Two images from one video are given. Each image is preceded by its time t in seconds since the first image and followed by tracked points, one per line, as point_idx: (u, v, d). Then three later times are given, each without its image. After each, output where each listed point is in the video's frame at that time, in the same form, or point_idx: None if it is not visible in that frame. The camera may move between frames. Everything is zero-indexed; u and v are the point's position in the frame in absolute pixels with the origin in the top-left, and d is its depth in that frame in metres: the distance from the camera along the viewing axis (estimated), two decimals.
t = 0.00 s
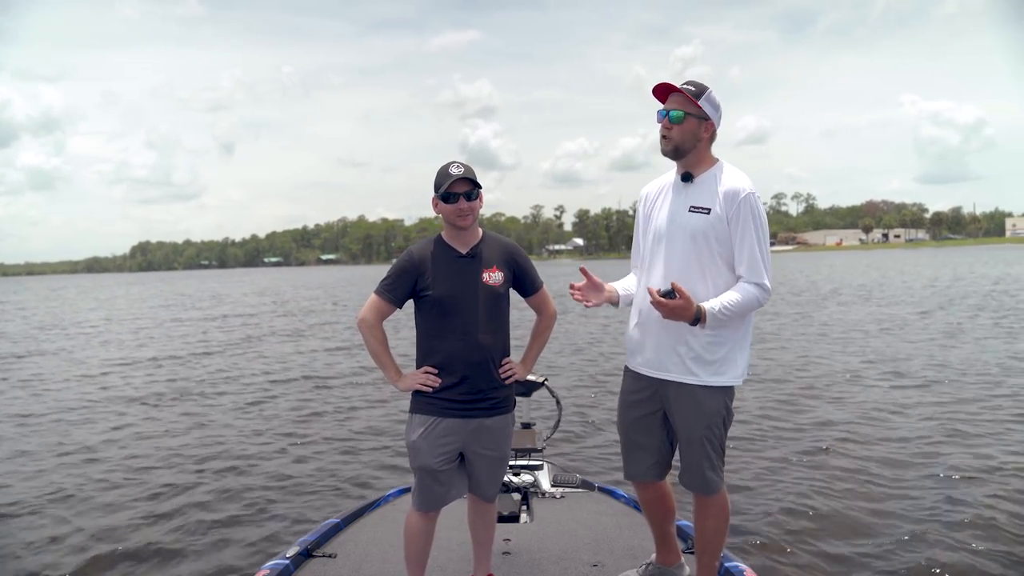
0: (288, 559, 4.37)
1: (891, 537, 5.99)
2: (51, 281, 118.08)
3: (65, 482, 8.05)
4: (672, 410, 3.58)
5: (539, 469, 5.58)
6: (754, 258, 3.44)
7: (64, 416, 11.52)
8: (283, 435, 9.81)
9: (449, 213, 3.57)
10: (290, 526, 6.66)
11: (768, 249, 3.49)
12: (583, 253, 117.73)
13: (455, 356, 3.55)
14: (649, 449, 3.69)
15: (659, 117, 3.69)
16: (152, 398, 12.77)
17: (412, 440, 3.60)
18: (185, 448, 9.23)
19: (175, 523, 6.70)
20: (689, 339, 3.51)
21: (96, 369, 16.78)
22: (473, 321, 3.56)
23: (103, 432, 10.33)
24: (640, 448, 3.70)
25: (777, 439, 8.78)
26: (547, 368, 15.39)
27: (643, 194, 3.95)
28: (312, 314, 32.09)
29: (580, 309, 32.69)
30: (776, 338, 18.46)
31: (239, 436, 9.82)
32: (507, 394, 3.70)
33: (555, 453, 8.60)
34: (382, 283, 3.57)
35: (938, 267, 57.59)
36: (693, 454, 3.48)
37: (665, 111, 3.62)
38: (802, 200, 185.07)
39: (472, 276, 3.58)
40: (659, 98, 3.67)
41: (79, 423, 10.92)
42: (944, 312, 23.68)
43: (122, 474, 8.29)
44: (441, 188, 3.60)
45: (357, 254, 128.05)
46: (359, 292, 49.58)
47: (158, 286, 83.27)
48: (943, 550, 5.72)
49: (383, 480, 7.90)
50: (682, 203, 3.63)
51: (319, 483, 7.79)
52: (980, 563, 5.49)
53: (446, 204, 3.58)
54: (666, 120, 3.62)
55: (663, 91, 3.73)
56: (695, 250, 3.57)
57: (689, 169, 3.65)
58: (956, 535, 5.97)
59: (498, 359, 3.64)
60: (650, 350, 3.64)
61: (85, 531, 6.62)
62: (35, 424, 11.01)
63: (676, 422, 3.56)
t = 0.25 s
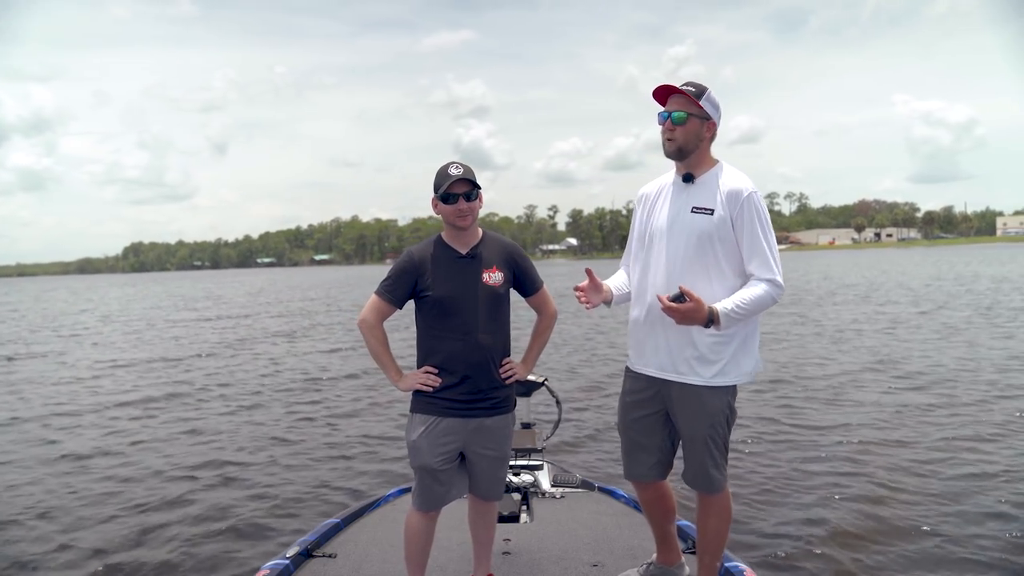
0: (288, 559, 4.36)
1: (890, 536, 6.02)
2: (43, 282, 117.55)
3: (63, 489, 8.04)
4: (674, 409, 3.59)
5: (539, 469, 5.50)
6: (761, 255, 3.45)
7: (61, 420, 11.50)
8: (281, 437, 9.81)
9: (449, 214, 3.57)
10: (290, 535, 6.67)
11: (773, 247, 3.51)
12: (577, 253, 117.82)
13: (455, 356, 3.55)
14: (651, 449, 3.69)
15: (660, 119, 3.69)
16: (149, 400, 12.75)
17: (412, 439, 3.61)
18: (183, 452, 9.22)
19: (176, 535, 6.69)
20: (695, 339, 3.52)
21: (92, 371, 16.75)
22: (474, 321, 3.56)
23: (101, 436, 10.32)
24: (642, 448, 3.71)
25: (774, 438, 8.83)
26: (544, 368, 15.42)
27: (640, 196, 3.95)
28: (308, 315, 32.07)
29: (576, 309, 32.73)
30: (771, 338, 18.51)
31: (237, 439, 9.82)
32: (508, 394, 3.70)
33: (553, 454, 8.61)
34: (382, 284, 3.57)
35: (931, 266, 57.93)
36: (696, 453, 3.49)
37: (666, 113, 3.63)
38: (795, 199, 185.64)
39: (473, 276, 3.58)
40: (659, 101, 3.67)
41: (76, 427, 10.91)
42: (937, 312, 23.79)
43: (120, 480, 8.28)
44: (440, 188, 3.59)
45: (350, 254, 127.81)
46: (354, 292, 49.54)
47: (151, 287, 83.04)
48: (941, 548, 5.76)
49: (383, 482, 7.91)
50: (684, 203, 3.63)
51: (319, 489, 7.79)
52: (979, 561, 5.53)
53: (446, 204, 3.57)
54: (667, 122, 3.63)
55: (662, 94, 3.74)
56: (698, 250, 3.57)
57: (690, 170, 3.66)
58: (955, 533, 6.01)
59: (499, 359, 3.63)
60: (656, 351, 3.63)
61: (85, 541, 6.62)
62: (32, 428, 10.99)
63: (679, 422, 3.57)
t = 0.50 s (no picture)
0: (288, 559, 4.36)
1: (889, 536, 6.05)
2: (34, 282, 116.92)
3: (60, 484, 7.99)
4: (672, 407, 3.60)
5: (539, 469, 5.46)
6: (756, 255, 3.47)
7: (57, 418, 11.45)
8: (278, 437, 9.79)
9: (450, 213, 3.57)
10: (291, 529, 6.65)
11: (768, 247, 3.52)
12: (570, 253, 118.02)
13: (456, 356, 3.55)
14: (650, 448, 3.69)
15: (659, 120, 3.68)
16: (145, 399, 12.70)
17: (412, 439, 3.60)
18: (180, 450, 9.19)
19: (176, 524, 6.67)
20: (691, 338, 3.53)
21: (87, 370, 16.68)
22: (475, 321, 3.55)
23: (97, 434, 10.28)
24: (640, 447, 3.71)
25: (772, 438, 8.86)
26: (541, 368, 15.43)
27: (636, 196, 3.96)
28: (302, 315, 32.00)
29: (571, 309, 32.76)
30: (765, 338, 18.58)
31: (235, 438, 9.79)
32: (508, 394, 3.70)
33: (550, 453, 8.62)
34: (383, 283, 3.57)
35: (922, 266, 58.23)
36: (694, 451, 3.50)
37: (665, 114, 3.64)
38: (787, 200, 186.39)
39: (473, 276, 3.57)
40: (658, 102, 3.68)
41: (72, 425, 10.85)
42: (930, 313, 23.94)
43: (118, 475, 8.25)
44: (441, 187, 3.59)
45: (344, 254, 127.57)
46: (348, 292, 49.46)
47: (144, 286, 82.71)
48: (941, 551, 5.79)
49: (382, 481, 7.90)
50: (680, 203, 3.64)
51: (318, 485, 7.77)
52: (978, 563, 5.56)
53: (447, 204, 3.58)
54: (666, 123, 3.63)
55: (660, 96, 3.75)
56: (695, 250, 3.58)
57: (688, 170, 3.67)
58: (953, 535, 6.04)
59: (499, 359, 3.63)
60: (653, 351, 3.65)
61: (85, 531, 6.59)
62: (27, 426, 10.93)
63: (677, 421, 3.58)
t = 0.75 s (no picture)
0: (288, 559, 4.36)
1: (885, 537, 6.08)
2: (23, 279, 116.09)
3: (55, 488, 7.97)
4: (669, 405, 3.61)
5: (539, 469, 5.47)
6: (746, 253, 3.49)
7: (51, 419, 11.40)
8: (275, 437, 9.77)
9: (452, 212, 3.57)
10: (288, 533, 6.64)
11: (760, 246, 3.54)
12: (564, 253, 118.08)
13: (457, 356, 3.55)
14: (648, 446, 3.70)
15: (653, 121, 3.67)
16: (140, 399, 12.66)
17: (413, 439, 3.60)
18: (176, 451, 9.17)
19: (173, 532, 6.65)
20: (682, 334, 3.55)
21: (81, 370, 16.62)
22: (476, 321, 3.55)
23: (92, 435, 10.25)
24: (638, 445, 3.72)
25: (768, 440, 8.89)
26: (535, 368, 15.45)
27: (629, 194, 3.98)
28: (296, 313, 31.94)
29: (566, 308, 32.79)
30: (759, 339, 18.65)
31: (231, 439, 9.76)
32: (509, 394, 3.70)
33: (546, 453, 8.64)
34: (385, 283, 3.57)
35: (914, 267, 58.49)
36: (691, 448, 3.51)
37: (658, 115, 3.63)
38: (780, 201, 186.94)
39: (475, 275, 3.57)
40: (651, 102, 3.67)
41: (67, 427, 10.82)
42: (921, 314, 24.08)
43: (115, 478, 8.23)
44: (444, 185, 3.60)
45: (337, 252, 127.23)
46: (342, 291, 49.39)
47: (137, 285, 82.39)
48: (938, 550, 5.81)
49: (380, 483, 7.89)
50: (673, 201, 3.65)
51: (315, 488, 7.76)
52: (974, 563, 5.59)
53: (450, 203, 3.58)
54: (660, 123, 3.63)
55: (651, 97, 3.74)
56: (687, 248, 3.59)
57: (681, 170, 3.67)
58: (950, 535, 6.07)
59: (500, 359, 3.63)
60: (645, 347, 3.67)
61: (82, 539, 6.58)
62: (21, 427, 10.89)
63: (674, 417, 3.59)
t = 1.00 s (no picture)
0: (289, 559, 4.35)
1: (883, 540, 6.12)
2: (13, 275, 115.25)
3: (52, 485, 7.93)
4: (662, 404, 3.61)
5: (539, 469, 5.45)
6: (740, 252, 3.50)
7: (46, 416, 11.35)
8: (272, 437, 9.75)
9: (456, 211, 3.59)
10: (287, 533, 6.63)
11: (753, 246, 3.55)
12: (558, 253, 118.20)
13: (458, 356, 3.54)
14: (642, 445, 3.71)
15: (647, 123, 3.67)
16: (136, 397, 12.60)
17: (413, 440, 3.60)
18: (173, 449, 9.13)
19: (171, 528, 6.63)
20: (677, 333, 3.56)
21: (74, 367, 16.52)
22: (478, 321, 3.55)
23: (88, 432, 10.20)
24: (634, 443, 3.73)
25: (764, 441, 8.93)
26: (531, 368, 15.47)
27: (623, 193, 3.98)
28: (291, 312, 31.86)
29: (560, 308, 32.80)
30: (754, 341, 18.73)
31: (228, 437, 9.74)
32: (510, 395, 3.70)
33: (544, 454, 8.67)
34: (386, 282, 3.56)
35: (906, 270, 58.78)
36: (685, 445, 3.52)
37: (652, 117, 3.63)
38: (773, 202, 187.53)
39: (478, 275, 3.57)
40: (645, 104, 3.66)
41: (62, 424, 10.76)
42: (914, 316, 24.23)
43: (111, 475, 8.19)
44: (448, 183, 3.62)
45: (330, 250, 126.97)
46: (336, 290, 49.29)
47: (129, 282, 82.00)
48: (936, 554, 5.84)
49: (378, 482, 7.88)
50: (667, 200, 3.66)
51: (313, 487, 7.75)
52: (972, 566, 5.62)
53: (453, 202, 3.59)
54: (654, 125, 3.63)
55: (645, 99, 3.74)
56: (682, 247, 3.60)
57: (675, 171, 3.67)
58: (947, 538, 6.11)
59: (502, 360, 3.63)
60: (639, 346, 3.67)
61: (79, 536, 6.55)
62: (17, 424, 10.83)
63: (668, 415, 3.60)
